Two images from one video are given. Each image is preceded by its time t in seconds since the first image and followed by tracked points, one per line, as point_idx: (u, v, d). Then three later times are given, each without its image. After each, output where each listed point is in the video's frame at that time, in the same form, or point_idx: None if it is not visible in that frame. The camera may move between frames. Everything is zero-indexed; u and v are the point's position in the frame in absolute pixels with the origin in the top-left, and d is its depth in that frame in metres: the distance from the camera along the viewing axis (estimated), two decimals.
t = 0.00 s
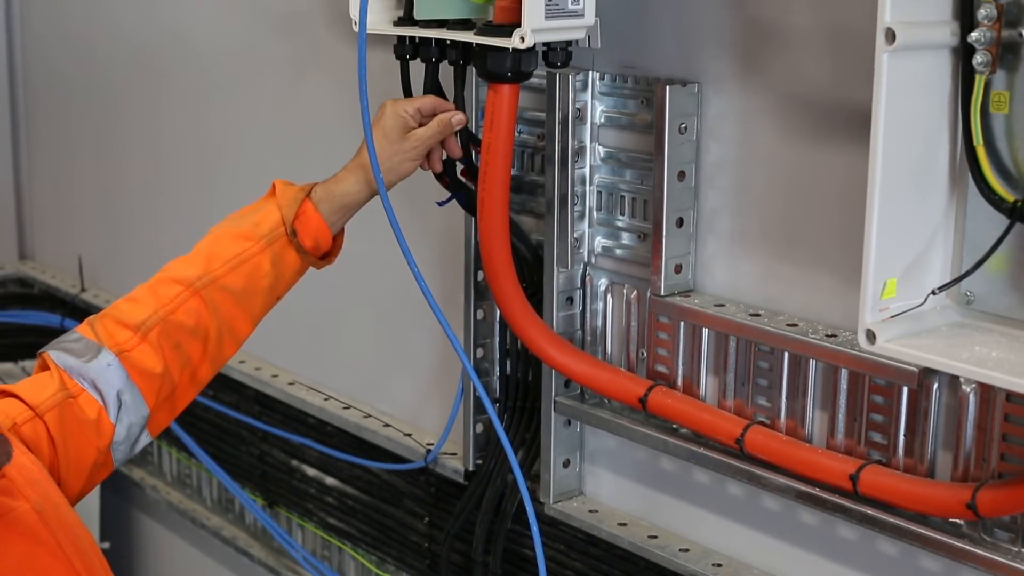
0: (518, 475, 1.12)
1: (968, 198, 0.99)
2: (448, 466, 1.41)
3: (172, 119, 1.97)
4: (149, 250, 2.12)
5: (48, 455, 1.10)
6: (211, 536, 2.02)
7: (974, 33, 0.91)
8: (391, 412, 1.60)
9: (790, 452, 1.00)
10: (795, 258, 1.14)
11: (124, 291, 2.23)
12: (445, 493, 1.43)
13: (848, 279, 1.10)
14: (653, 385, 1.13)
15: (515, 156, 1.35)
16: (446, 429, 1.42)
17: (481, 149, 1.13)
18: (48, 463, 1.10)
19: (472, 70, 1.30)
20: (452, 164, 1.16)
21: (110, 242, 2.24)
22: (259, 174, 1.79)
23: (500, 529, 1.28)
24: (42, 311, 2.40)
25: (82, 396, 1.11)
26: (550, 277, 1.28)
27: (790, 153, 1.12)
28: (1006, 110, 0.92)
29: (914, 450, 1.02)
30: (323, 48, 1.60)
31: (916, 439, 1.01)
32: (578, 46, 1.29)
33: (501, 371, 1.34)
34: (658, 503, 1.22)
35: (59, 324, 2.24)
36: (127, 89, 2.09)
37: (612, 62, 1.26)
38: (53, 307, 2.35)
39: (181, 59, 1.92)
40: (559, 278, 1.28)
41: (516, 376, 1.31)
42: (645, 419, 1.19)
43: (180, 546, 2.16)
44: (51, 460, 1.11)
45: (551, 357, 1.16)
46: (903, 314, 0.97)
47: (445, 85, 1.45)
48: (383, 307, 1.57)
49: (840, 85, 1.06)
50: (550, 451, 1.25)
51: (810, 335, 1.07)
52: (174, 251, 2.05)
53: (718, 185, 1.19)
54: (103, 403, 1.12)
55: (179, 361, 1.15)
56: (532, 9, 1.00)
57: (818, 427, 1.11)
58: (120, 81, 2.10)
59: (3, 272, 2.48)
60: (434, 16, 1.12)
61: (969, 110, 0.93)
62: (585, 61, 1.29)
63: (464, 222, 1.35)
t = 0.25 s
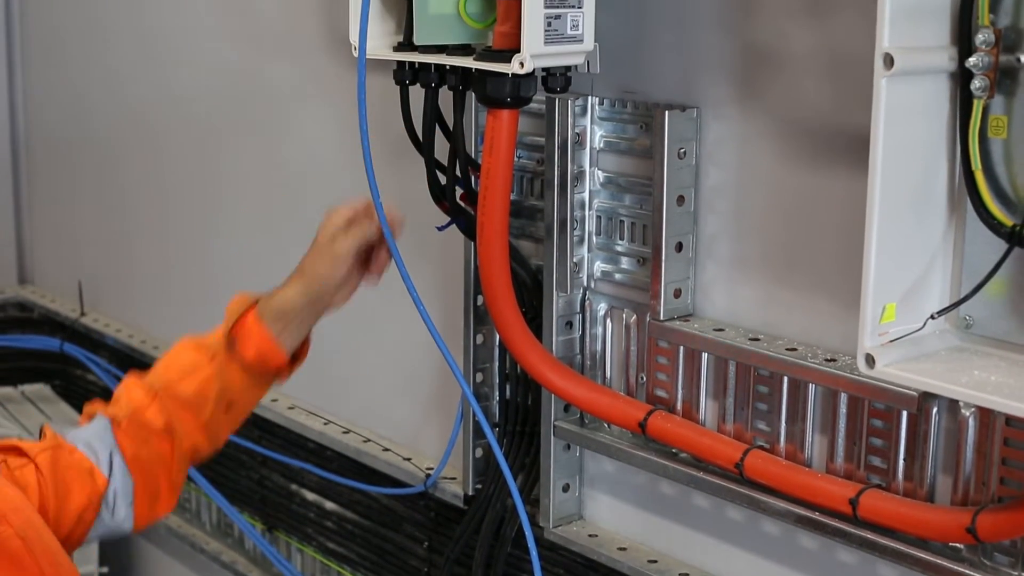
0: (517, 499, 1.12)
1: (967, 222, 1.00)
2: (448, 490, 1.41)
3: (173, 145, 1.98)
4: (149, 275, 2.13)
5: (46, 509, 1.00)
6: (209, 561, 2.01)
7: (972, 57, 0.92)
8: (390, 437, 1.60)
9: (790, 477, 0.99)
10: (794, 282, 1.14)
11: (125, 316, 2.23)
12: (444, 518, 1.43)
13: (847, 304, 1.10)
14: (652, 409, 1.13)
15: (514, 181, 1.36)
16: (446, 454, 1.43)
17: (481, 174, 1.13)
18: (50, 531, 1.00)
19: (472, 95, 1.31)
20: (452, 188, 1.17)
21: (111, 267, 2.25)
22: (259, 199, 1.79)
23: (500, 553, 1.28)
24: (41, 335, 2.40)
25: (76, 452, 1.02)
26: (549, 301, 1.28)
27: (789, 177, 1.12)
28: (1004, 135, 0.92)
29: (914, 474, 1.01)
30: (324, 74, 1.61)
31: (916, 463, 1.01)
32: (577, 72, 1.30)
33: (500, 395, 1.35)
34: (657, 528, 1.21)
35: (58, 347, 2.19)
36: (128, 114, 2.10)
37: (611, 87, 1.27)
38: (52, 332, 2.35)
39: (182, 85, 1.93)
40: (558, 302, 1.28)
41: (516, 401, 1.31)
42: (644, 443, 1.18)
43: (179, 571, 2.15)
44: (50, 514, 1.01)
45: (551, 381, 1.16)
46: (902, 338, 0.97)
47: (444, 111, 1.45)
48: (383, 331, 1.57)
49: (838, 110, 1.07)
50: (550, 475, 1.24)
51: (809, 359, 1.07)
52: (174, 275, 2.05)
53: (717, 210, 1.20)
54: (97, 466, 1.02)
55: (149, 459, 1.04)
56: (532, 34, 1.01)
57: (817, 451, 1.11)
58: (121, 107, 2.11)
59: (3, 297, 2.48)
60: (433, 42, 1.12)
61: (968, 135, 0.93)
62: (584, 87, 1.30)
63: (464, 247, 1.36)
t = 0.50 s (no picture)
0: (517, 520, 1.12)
1: (966, 243, 1.00)
2: (448, 511, 1.42)
3: (175, 166, 1.99)
4: (150, 295, 2.13)
5: None
6: None
7: (971, 79, 0.92)
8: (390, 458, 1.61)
9: (790, 498, 0.99)
10: (794, 302, 1.14)
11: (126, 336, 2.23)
12: (444, 539, 1.44)
13: (847, 324, 1.10)
14: (652, 430, 1.13)
15: (514, 202, 1.36)
16: (446, 475, 1.44)
17: (481, 196, 1.14)
18: None
19: (472, 117, 1.32)
20: (453, 210, 1.19)
21: (112, 287, 2.25)
22: (260, 220, 1.80)
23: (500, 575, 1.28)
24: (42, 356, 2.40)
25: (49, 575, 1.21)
26: (550, 322, 1.28)
27: (788, 198, 1.13)
28: (1003, 156, 0.92)
29: (914, 495, 1.01)
30: (326, 95, 1.62)
31: (916, 484, 1.01)
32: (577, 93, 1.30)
33: (500, 416, 1.35)
34: (658, 549, 1.21)
35: (59, 368, 2.21)
36: (129, 136, 2.10)
37: (611, 108, 1.27)
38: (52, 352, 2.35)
39: (183, 106, 1.94)
40: (559, 323, 1.28)
41: (516, 422, 1.31)
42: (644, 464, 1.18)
43: None
44: None
45: (551, 402, 1.16)
46: (902, 359, 0.97)
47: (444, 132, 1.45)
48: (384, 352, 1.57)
49: (838, 131, 1.07)
50: (550, 496, 1.24)
51: (809, 380, 1.07)
52: (175, 296, 2.06)
53: (716, 231, 1.20)
54: None
55: None
56: (532, 57, 1.02)
57: (817, 472, 1.11)
58: (122, 128, 2.12)
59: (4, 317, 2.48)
60: (434, 65, 1.12)
61: (967, 156, 0.93)
62: (584, 108, 1.30)
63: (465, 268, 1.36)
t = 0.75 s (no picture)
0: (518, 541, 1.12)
1: (967, 264, 1.00)
2: (450, 532, 1.43)
3: (177, 186, 1.99)
4: (153, 315, 2.13)
5: None
6: None
7: (972, 99, 0.92)
8: (392, 478, 1.61)
9: (792, 518, 0.99)
10: (795, 323, 1.15)
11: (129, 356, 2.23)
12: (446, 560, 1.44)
13: (850, 345, 1.10)
14: (654, 451, 1.13)
15: (515, 223, 1.37)
16: (447, 495, 1.44)
17: (482, 217, 1.15)
18: None
19: (473, 137, 1.32)
20: (454, 231, 1.19)
21: (114, 307, 2.25)
22: (263, 240, 1.80)
23: None
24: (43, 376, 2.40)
25: None
26: (551, 343, 1.28)
27: (788, 219, 1.13)
28: (1004, 177, 0.93)
29: (916, 516, 1.01)
30: (328, 116, 1.62)
31: (919, 504, 1.01)
32: (579, 114, 1.31)
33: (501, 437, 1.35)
34: (660, 570, 1.21)
35: (60, 389, 2.17)
36: (132, 156, 2.11)
37: (612, 129, 1.28)
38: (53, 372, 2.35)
39: (186, 127, 1.94)
40: (560, 344, 1.28)
41: (518, 442, 1.31)
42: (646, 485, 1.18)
43: None
44: None
45: (552, 423, 1.16)
46: (903, 379, 0.97)
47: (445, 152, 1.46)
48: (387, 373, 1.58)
49: (839, 152, 1.07)
50: (552, 517, 1.24)
51: (810, 401, 1.07)
52: (177, 317, 2.06)
53: (718, 251, 1.20)
54: None
55: None
56: (533, 79, 1.02)
57: (819, 492, 1.10)
58: (124, 150, 2.13)
59: (6, 337, 2.48)
60: (437, 86, 1.13)
61: (968, 176, 0.94)
62: (586, 129, 1.31)
63: (466, 289, 1.36)
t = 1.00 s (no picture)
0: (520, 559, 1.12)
1: (969, 282, 1.00)
2: (452, 551, 1.42)
3: (180, 205, 2.00)
4: (155, 333, 2.14)
5: None
6: None
7: (973, 118, 0.93)
8: (393, 497, 1.61)
9: (794, 537, 1.00)
10: (796, 342, 1.15)
11: (132, 374, 2.24)
12: None
13: (851, 363, 1.10)
14: (656, 470, 1.12)
15: (517, 242, 1.37)
16: (449, 514, 1.44)
17: (485, 236, 1.15)
18: None
19: (475, 156, 1.33)
20: (456, 250, 1.20)
21: (117, 326, 2.26)
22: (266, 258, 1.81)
23: None
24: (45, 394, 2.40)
25: None
26: (553, 361, 1.28)
27: (790, 238, 1.13)
28: (1005, 196, 0.93)
29: (919, 535, 1.01)
30: (331, 135, 1.63)
31: (921, 523, 1.01)
32: (580, 133, 1.31)
33: (503, 455, 1.35)
34: None
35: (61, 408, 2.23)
36: (135, 175, 2.12)
37: (614, 148, 1.28)
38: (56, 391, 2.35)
39: (189, 146, 1.95)
40: (561, 363, 1.28)
41: (519, 461, 1.31)
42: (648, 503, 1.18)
43: None
44: None
45: (554, 441, 1.16)
46: (905, 398, 0.97)
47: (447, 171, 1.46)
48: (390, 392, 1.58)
49: (841, 171, 1.08)
50: (553, 536, 1.24)
51: (812, 419, 1.07)
52: (179, 336, 2.07)
53: (719, 270, 1.21)
54: None
55: None
56: (535, 98, 1.02)
57: (821, 511, 1.10)
58: (127, 169, 2.14)
59: (8, 356, 2.48)
60: (438, 105, 1.13)
61: (969, 195, 0.94)
62: (588, 147, 1.31)
63: (468, 307, 1.37)
